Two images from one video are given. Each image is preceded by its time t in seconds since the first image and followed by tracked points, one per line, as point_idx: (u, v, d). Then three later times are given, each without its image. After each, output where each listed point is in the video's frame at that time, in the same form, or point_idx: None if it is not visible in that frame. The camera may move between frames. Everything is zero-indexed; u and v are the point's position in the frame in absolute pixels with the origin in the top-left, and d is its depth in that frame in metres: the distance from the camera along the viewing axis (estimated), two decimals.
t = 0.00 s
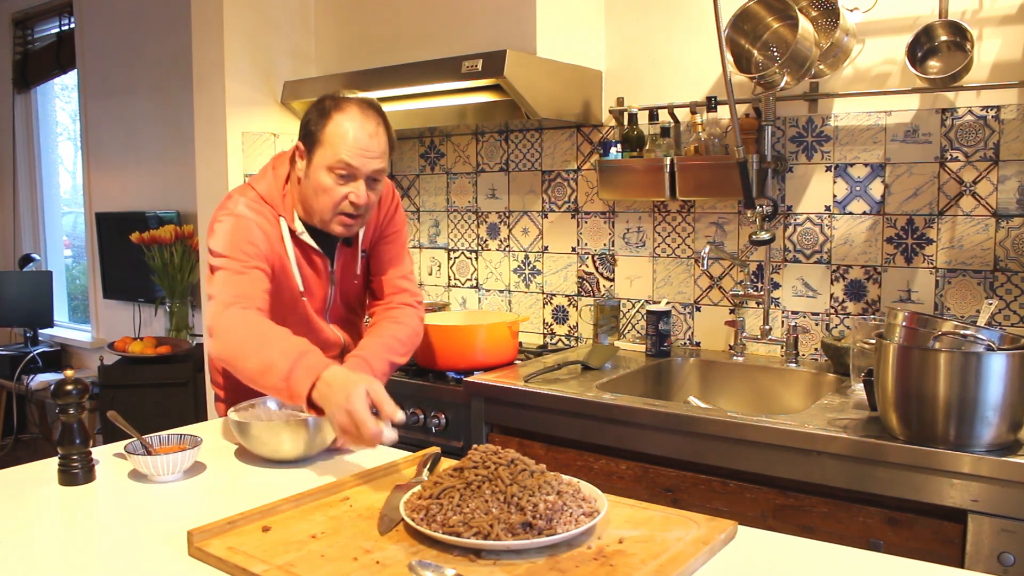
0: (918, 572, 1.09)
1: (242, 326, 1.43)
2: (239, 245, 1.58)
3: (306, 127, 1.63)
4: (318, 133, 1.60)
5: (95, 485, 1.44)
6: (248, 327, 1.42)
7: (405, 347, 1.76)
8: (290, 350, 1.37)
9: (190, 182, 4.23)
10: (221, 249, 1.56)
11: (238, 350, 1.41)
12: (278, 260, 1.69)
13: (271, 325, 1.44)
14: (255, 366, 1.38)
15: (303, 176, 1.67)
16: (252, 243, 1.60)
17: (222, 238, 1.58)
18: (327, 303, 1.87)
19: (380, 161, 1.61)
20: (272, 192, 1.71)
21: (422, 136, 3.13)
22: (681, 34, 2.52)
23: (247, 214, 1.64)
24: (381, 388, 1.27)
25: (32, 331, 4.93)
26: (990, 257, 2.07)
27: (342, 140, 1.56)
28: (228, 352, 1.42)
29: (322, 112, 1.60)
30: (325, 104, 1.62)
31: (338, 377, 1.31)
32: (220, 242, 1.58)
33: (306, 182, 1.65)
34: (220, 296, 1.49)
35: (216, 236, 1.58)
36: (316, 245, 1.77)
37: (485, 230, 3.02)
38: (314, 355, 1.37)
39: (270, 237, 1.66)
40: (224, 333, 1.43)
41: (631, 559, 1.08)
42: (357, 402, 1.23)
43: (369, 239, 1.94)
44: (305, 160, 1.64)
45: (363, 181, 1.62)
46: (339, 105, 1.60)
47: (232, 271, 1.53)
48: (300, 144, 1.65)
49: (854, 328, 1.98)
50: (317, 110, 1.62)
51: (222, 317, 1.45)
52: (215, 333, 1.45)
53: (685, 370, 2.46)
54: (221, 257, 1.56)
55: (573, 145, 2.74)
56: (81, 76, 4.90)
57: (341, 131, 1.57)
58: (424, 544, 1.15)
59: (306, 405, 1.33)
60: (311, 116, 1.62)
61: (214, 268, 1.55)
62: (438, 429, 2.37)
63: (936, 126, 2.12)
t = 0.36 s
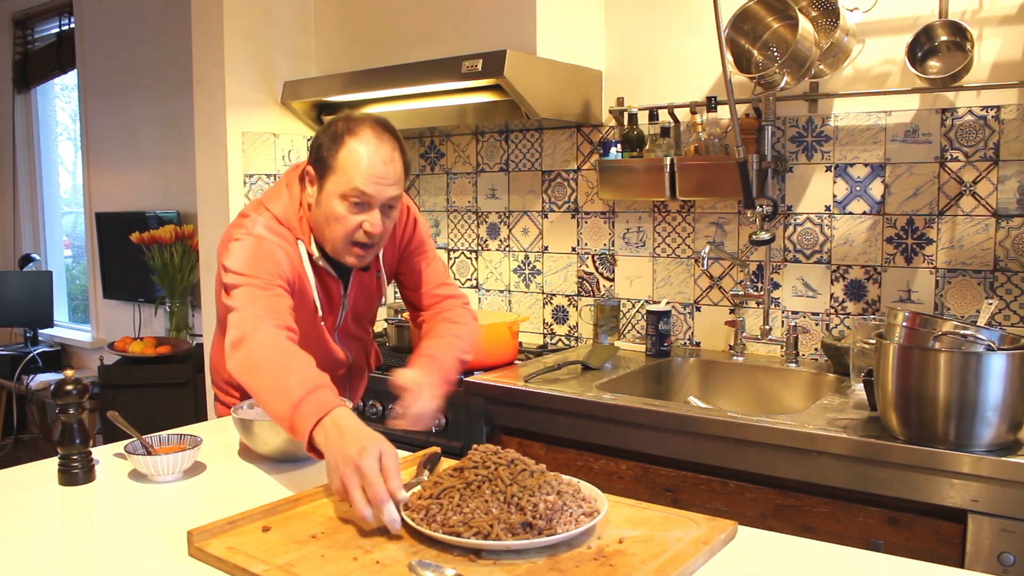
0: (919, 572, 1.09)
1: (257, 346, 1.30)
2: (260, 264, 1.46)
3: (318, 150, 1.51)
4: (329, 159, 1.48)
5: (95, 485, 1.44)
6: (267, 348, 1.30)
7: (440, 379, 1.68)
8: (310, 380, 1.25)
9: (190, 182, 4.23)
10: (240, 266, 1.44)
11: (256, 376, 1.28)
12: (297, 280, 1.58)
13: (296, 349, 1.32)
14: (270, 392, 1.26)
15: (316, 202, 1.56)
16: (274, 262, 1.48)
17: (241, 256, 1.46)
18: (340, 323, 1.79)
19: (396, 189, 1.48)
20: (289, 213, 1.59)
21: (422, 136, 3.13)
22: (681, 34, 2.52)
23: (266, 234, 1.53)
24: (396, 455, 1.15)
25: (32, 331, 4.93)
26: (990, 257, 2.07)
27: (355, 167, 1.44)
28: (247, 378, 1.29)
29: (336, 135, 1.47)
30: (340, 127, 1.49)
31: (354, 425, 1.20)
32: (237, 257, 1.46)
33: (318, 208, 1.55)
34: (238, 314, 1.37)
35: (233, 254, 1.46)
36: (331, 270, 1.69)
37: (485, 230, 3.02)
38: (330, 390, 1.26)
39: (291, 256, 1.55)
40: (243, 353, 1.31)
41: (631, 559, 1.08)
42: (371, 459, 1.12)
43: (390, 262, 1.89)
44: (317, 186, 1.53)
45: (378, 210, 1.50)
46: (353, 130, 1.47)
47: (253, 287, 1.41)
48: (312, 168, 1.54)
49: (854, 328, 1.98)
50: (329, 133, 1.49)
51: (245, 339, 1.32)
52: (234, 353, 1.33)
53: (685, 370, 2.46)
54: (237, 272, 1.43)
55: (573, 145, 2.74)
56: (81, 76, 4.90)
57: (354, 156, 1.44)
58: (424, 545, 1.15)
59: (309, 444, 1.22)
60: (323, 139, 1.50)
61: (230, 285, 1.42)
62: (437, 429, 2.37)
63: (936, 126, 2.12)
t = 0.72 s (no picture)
0: (918, 572, 1.09)
1: (249, 357, 1.30)
2: (256, 275, 1.46)
3: (317, 169, 1.50)
4: (330, 181, 1.46)
5: (95, 485, 1.44)
6: (261, 358, 1.29)
7: (527, 370, 1.61)
8: (303, 394, 1.25)
9: (190, 182, 4.23)
10: (236, 277, 1.44)
11: (249, 388, 1.28)
12: (292, 291, 1.58)
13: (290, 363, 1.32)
14: (263, 404, 1.25)
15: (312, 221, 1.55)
16: (270, 274, 1.48)
17: (237, 268, 1.46)
18: (338, 338, 1.78)
19: (397, 213, 1.47)
20: (286, 228, 1.60)
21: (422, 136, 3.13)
22: (681, 34, 2.52)
23: (265, 245, 1.53)
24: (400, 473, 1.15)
25: (32, 331, 4.92)
26: (990, 257, 2.07)
27: (355, 190, 1.43)
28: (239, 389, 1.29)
29: (336, 155, 1.46)
30: (341, 148, 1.48)
31: (348, 441, 1.19)
32: (233, 268, 1.46)
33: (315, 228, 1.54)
34: (232, 325, 1.37)
35: (229, 265, 1.47)
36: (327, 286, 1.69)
37: (485, 230, 3.02)
38: (324, 404, 1.25)
39: (288, 269, 1.55)
40: (236, 364, 1.31)
41: (631, 559, 1.08)
42: (379, 474, 1.12)
43: (389, 279, 1.84)
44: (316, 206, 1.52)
45: (378, 234, 1.49)
46: (354, 153, 1.46)
47: (247, 298, 1.41)
48: (310, 185, 1.54)
49: (854, 328, 1.98)
50: (330, 154, 1.48)
51: (237, 350, 1.32)
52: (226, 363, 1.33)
53: (685, 370, 2.46)
54: (232, 282, 1.44)
55: (573, 145, 2.74)
56: (81, 76, 4.90)
57: (354, 178, 1.43)
58: (424, 545, 1.15)
59: (301, 458, 1.21)
60: (324, 160, 1.49)
61: (225, 296, 1.42)
62: (437, 429, 2.36)
63: (936, 126, 2.12)
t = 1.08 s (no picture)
0: (918, 573, 1.09)
1: (243, 354, 1.30)
2: (252, 273, 1.46)
3: (313, 165, 1.50)
4: (327, 178, 1.47)
5: (95, 485, 1.44)
6: (255, 356, 1.30)
7: (515, 371, 1.62)
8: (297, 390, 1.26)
9: (190, 182, 4.23)
10: (231, 275, 1.45)
11: (242, 386, 1.28)
12: (289, 289, 1.59)
13: (284, 360, 1.33)
14: (256, 401, 1.26)
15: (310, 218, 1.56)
16: (265, 271, 1.48)
17: (233, 265, 1.47)
18: (336, 335, 1.78)
19: (394, 209, 1.48)
20: (283, 225, 1.60)
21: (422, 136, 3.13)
22: (681, 34, 2.52)
23: (261, 243, 1.53)
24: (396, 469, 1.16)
25: (32, 331, 4.92)
26: (990, 257, 2.07)
27: (352, 186, 1.43)
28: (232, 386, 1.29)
29: (333, 152, 1.47)
30: (337, 145, 1.48)
31: (343, 437, 1.20)
32: (229, 266, 1.47)
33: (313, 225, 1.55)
34: (227, 323, 1.37)
35: (225, 263, 1.47)
36: (325, 284, 1.69)
37: (485, 230, 3.02)
38: (317, 400, 1.26)
39: (284, 266, 1.55)
40: (229, 361, 1.31)
41: (631, 559, 1.08)
42: (378, 469, 1.14)
43: (385, 275, 1.84)
44: (313, 203, 1.53)
45: (375, 230, 1.49)
46: (351, 149, 1.46)
47: (241, 296, 1.41)
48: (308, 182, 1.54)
49: (854, 328, 1.98)
50: (326, 151, 1.48)
51: (231, 348, 1.33)
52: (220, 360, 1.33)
53: (685, 370, 2.46)
54: (228, 279, 1.44)
55: (573, 145, 2.74)
56: (81, 76, 4.90)
57: (352, 175, 1.44)
58: (424, 545, 1.15)
59: (296, 454, 1.23)
60: (321, 156, 1.49)
61: (221, 294, 1.43)
62: (438, 429, 2.36)
63: (936, 126, 2.12)
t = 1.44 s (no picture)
0: (919, 573, 1.08)
1: (226, 347, 1.33)
2: (240, 264, 1.47)
3: (304, 155, 1.51)
4: (318, 166, 1.47)
5: (95, 485, 1.44)
6: (239, 349, 1.32)
7: (495, 368, 1.62)
8: (280, 383, 1.28)
9: (190, 182, 4.23)
10: (219, 266, 1.46)
11: (224, 377, 1.31)
12: (278, 280, 1.59)
13: (266, 351, 1.35)
14: (240, 392, 1.29)
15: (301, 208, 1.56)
16: (253, 262, 1.49)
17: (222, 256, 1.48)
18: (327, 328, 1.78)
19: (384, 197, 1.48)
20: (274, 215, 1.61)
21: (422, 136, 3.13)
22: (681, 34, 2.52)
23: (250, 234, 1.54)
24: (378, 459, 1.19)
25: (32, 331, 4.92)
26: (990, 257, 2.07)
27: (343, 175, 1.43)
28: (215, 378, 1.32)
29: (323, 140, 1.47)
30: (328, 135, 1.48)
31: (326, 427, 1.23)
32: (218, 255, 1.49)
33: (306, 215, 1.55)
34: (212, 315, 1.39)
35: (214, 254, 1.49)
36: (316, 275, 1.69)
37: (485, 230, 3.02)
38: (300, 390, 1.29)
39: (273, 258, 1.56)
40: (213, 351, 1.34)
41: (631, 559, 1.08)
42: (363, 460, 1.18)
43: (378, 269, 1.84)
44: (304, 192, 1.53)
45: (367, 218, 1.50)
46: (342, 138, 1.46)
47: (227, 288, 1.43)
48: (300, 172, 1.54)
49: (854, 328, 1.98)
50: (318, 140, 1.48)
51: (216, 338, 1.35)
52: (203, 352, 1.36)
53: (684, 370, 2.46)
54: (215, 270, 1.46)
55: (573, 145, 2.74)
56: (81, 76, 4.90)
57: (343, 164, 1.44)
58: (424, 545, 1.15)
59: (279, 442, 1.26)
60: (311, 146, 1.49)
61: (208, 285, 1.45)
62: (437, 429, 2.37)
63: (936, 126, 2.12)
